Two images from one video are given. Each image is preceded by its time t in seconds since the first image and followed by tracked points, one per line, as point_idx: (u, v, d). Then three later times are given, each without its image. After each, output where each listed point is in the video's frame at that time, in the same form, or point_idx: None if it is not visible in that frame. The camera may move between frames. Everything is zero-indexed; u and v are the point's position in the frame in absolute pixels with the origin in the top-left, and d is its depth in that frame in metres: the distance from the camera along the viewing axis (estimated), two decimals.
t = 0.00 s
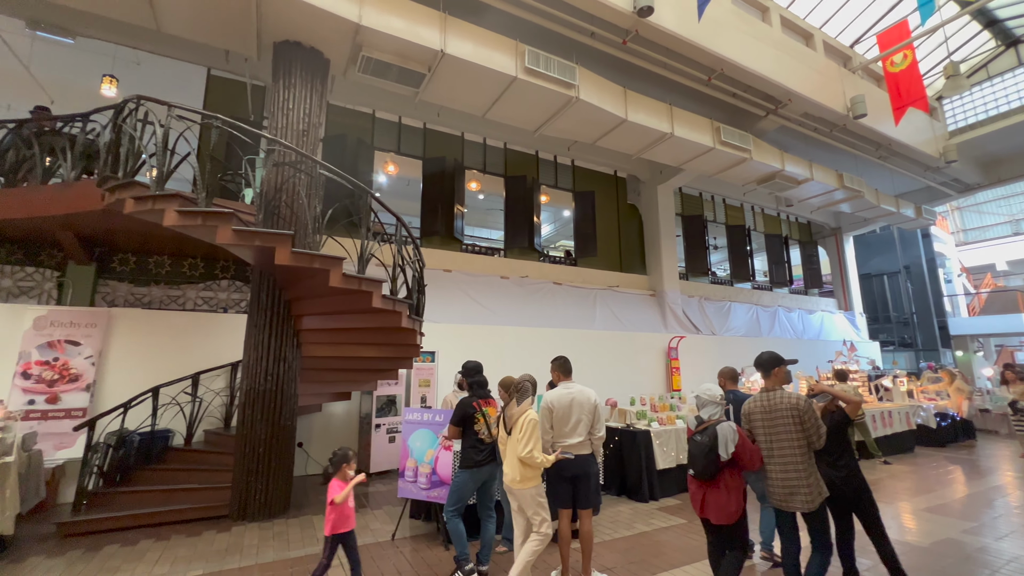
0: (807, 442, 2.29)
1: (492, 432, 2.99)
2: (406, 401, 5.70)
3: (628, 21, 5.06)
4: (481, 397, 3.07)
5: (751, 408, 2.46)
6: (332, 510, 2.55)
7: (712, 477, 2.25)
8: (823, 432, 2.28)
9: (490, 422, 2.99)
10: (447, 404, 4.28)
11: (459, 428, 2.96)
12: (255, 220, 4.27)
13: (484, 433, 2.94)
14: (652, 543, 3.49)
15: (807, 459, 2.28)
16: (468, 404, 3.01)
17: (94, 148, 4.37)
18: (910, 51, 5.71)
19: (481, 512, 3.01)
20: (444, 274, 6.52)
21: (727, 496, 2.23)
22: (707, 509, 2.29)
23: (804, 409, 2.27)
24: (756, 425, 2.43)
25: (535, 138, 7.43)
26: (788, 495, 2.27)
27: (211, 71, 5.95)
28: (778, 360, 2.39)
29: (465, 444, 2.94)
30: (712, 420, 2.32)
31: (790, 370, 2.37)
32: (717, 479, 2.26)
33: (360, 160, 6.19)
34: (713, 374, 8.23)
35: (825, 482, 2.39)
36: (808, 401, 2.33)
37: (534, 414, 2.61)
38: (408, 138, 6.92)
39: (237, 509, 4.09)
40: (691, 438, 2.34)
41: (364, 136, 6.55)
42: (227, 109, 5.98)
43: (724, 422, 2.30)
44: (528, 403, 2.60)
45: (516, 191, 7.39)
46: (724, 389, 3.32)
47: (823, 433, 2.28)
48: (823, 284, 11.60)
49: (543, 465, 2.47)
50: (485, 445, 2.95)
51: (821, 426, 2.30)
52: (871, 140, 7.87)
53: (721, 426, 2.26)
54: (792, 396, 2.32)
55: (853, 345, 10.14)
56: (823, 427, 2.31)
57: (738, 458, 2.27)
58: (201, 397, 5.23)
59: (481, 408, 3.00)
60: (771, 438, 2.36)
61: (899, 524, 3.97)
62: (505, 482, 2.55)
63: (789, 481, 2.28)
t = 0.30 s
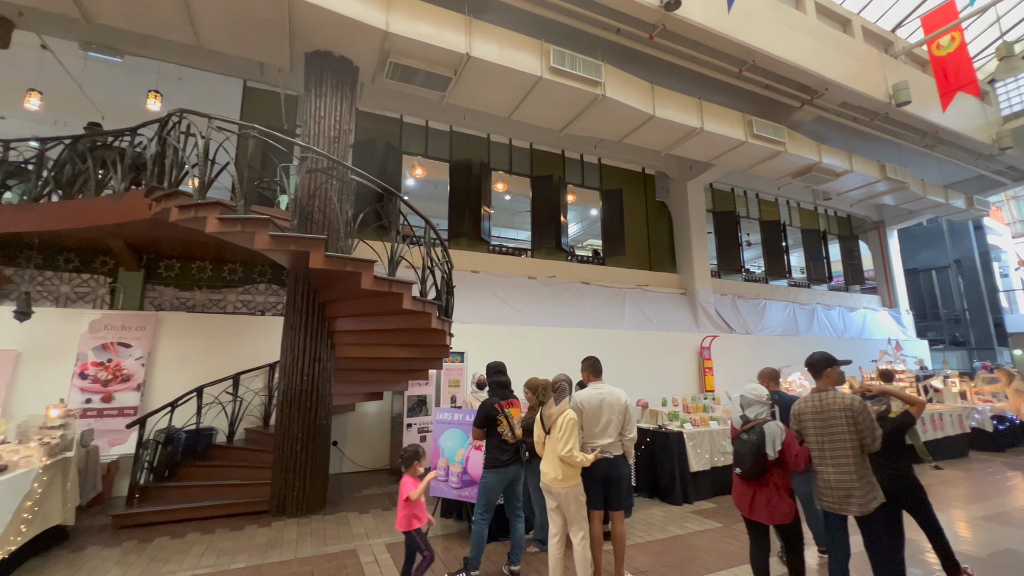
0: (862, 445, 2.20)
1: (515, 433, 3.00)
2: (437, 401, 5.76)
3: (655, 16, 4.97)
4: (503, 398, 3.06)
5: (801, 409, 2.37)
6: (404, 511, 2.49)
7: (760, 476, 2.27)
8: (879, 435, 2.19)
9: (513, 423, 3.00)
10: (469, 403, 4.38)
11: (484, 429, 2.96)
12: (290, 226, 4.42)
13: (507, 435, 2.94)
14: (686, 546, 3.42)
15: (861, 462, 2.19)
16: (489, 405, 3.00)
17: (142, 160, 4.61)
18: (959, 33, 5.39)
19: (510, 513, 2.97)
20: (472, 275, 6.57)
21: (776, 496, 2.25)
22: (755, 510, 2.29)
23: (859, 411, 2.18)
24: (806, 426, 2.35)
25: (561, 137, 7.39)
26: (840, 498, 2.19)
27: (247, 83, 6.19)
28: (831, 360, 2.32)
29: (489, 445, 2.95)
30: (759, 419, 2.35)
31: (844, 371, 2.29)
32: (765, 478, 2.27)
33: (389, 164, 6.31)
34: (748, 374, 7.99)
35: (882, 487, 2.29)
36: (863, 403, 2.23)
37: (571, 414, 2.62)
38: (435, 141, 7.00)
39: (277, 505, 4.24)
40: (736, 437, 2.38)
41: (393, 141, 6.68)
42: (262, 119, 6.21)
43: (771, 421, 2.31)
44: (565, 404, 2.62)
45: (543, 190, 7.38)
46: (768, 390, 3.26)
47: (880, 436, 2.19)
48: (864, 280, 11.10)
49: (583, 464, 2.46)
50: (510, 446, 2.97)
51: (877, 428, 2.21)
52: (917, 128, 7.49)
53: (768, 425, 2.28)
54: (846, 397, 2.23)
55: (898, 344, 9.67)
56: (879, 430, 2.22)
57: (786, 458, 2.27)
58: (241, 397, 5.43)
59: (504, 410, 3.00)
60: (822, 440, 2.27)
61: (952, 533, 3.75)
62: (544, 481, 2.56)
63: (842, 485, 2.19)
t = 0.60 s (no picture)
0: (931, 450, 2.09)
1: (526, 434, 2.96)
2: (467, 401, 5.81)
3: (682, 8, 4.87)
4: (512, 398, 3.08)
5: (865, 410, 2.29)
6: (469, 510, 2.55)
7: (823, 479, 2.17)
8: (952, 440, 2.08)
9: (524, 424, 2.98)
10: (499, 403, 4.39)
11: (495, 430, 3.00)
12: (323, 229, 4.54)
13: (517, 436, 2.93)
14: (723, 551, 3.33)
15: (931, 468, 2.09)
16: (500, 406, 3.02)
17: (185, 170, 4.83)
18: (1014, 10, 5.05)
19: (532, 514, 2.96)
20: (500, 275, 6.60)
21: (839, 499, 2.16)
22: (817, 514, 2.19)
23: (929, 414, 2.08)
24: (870, 428, 2.26)
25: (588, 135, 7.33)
26: (905, 503, 2.11)
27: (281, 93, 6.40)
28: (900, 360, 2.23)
29: (500, 445, 2.97)
30: (817, 420, 2.24)
31: (913, 372, 2.20)
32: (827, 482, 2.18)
33: (417, 167, 6.40)
34: (786, 374, 7.71)
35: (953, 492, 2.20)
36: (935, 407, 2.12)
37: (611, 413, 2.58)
38: (462, 143, 7.07)
39: (314, 501, 4.35)
40: (795, 439, 2.26)
41: (421, 144, 6.77)
42: (295, 127, 6.41)
43: (830, 422, 2.21)
44: (605, 403, 2.57)
45: (570, 189, 7.34)
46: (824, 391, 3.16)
47: (952, 441, 2.07)
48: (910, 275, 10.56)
49: (624, 464, 2.43)
50: (522, 446, 2.95)
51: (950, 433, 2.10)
52: (968, 112, 7.06)
53: (829, 426, 2.17)
54: (913, 401, 2.13)
55: (950, 342, 9.14)
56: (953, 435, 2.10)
57: (847, 460, 2.17)
58: (279, 396, 5.61)
59: (513, 411, 2.99)
60: (887, 442, 2.18)
61: (1015, 543, 3.51)
62: (584, 481, 2.52)
63: (908, 490, 2.10)
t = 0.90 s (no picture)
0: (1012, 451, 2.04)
1: (541, 433, 3.08)
2: (497, 400, 5.84)
3: None
4: (529, 397, 3.17)
5: (937, 409, 2.25)
6: (521, 492, 2.65)
7: (891, 479, 2.16)
8: None
9: (539, 423, 3.09)
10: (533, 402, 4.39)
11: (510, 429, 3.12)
12: (356, 232, 4.65)
13: (531, 435, 3.05)
14: (762, 555, 3.23)
15: (1011, 469, 2.03)
16: (516, 405, 3.14)
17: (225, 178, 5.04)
18: None
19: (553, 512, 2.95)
20: (528, 275, 6.60)
21: (911, 499, 2.13)
22: (888, 514, 2.18)
23: (1007, 414, 2.02)
24: (942, 427, 2.23)
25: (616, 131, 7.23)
26: (983, 506, 2.07)
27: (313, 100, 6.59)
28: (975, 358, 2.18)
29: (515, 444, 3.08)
30: (883, 418, 2.21)
31: (989, 370, 2.15)
32: (897, 481, 2.17)
33: (444, 168, 6.46)
34: (827, 373, 7.40)
35: None
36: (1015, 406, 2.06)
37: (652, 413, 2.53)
38: (489, 143, 7.10)
39: (350, 497, 4.46)
40: (860, 438, 2.24)
41: (448, 145, 6.84)
42: (328, 132, 6.58)
43: (898, 421, 2.17)
44: (646, 403, 2.52)
45: (598, 186, 7.27)
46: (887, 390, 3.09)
47: None
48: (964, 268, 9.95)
49: (666, 465, 2.39)
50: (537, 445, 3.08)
51: None
52: None
53: (896, 425, 2.14)
54: (989, 399, 2.08)
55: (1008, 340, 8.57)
56: None
57: (918, 459, 2.14)
58: (315, 394, 5.78)
59: (528, 410, 3.09)
60: (961, 442, 2.15)
61: None
62: (624, 481, 2.49)
63: (986, 492, 2.07)
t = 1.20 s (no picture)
0: None
1: (569, 431, 2.92)
2: (528, 398, 5.85)
3: None
4: (553, 395, 3.01)
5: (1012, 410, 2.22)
6: (575, 493, 2.59)
7: (957, 481, 2.17)
8: None
9: (567, 421, 2.92)
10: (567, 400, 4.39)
11: (536, 429, 2.93)
12: (388, 233, 4.75)
13: (561, 433, 2.88)
14: (805, 560, 3.12)
15: None
16: (541, 404, 2.96)
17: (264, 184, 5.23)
18: None
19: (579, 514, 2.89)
20: (558, 273, 6.59)
21: (978, 503, 2.14)
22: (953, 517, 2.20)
23: None
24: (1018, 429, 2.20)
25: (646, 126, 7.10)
26: None
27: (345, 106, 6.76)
28: None
29: (544, 445, 2.90)
30: (948, 419, 2.21)
31: None
32: (963, 484, 2.17)
33: (473, 168, 6.50)
34: (874, 372, 7.06)
35: None
36: None
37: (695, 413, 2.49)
38: (516, 142, 7.11)
39: (386, 493, 4.56)
40: (923, 439, 2.25)
41: (477, 145, 6.88)
42: (359, 136, 6.74)
43: (965, 421, 2.15)
44: (689, 403, 2.47)
45: (628, 182, 7.17)
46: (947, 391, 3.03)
47: None
48: None
49: (710, 467, 2.34)
50: (566, 445, 2.90)
51: None
52: None
53: (963, 426, 2.13)
54: None
55: None
56: None
57: (989, 462, 2.12)
58: (350, 392, 5.93)
59: (556, 408, 2.93)
60: None
61: None
62: (665, 482, 2.45)
63: None
